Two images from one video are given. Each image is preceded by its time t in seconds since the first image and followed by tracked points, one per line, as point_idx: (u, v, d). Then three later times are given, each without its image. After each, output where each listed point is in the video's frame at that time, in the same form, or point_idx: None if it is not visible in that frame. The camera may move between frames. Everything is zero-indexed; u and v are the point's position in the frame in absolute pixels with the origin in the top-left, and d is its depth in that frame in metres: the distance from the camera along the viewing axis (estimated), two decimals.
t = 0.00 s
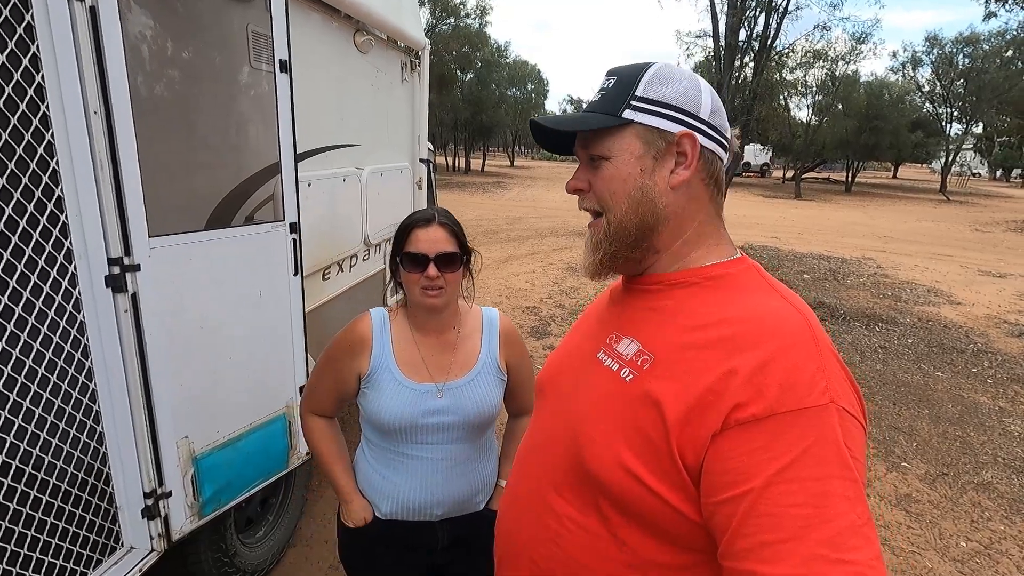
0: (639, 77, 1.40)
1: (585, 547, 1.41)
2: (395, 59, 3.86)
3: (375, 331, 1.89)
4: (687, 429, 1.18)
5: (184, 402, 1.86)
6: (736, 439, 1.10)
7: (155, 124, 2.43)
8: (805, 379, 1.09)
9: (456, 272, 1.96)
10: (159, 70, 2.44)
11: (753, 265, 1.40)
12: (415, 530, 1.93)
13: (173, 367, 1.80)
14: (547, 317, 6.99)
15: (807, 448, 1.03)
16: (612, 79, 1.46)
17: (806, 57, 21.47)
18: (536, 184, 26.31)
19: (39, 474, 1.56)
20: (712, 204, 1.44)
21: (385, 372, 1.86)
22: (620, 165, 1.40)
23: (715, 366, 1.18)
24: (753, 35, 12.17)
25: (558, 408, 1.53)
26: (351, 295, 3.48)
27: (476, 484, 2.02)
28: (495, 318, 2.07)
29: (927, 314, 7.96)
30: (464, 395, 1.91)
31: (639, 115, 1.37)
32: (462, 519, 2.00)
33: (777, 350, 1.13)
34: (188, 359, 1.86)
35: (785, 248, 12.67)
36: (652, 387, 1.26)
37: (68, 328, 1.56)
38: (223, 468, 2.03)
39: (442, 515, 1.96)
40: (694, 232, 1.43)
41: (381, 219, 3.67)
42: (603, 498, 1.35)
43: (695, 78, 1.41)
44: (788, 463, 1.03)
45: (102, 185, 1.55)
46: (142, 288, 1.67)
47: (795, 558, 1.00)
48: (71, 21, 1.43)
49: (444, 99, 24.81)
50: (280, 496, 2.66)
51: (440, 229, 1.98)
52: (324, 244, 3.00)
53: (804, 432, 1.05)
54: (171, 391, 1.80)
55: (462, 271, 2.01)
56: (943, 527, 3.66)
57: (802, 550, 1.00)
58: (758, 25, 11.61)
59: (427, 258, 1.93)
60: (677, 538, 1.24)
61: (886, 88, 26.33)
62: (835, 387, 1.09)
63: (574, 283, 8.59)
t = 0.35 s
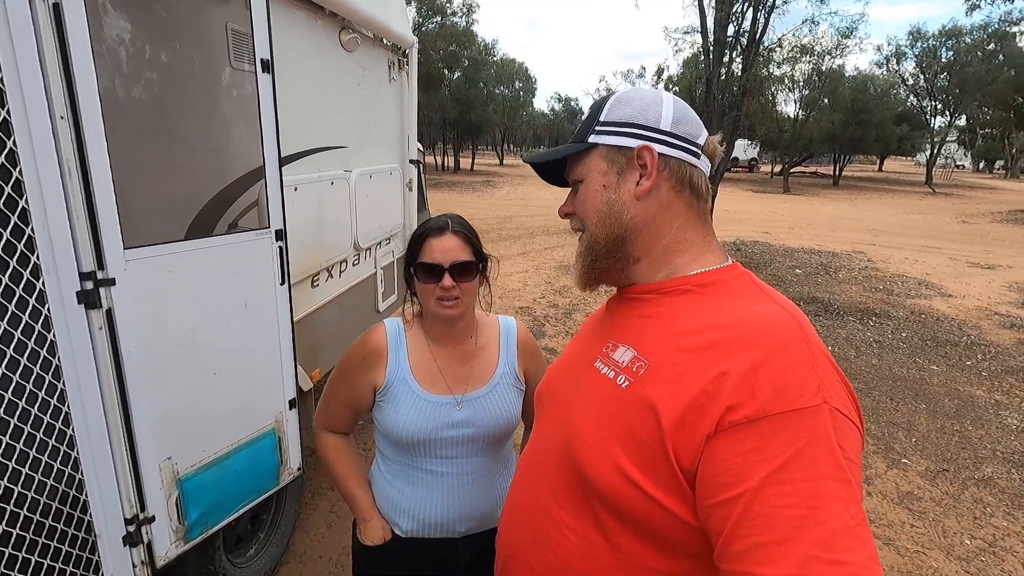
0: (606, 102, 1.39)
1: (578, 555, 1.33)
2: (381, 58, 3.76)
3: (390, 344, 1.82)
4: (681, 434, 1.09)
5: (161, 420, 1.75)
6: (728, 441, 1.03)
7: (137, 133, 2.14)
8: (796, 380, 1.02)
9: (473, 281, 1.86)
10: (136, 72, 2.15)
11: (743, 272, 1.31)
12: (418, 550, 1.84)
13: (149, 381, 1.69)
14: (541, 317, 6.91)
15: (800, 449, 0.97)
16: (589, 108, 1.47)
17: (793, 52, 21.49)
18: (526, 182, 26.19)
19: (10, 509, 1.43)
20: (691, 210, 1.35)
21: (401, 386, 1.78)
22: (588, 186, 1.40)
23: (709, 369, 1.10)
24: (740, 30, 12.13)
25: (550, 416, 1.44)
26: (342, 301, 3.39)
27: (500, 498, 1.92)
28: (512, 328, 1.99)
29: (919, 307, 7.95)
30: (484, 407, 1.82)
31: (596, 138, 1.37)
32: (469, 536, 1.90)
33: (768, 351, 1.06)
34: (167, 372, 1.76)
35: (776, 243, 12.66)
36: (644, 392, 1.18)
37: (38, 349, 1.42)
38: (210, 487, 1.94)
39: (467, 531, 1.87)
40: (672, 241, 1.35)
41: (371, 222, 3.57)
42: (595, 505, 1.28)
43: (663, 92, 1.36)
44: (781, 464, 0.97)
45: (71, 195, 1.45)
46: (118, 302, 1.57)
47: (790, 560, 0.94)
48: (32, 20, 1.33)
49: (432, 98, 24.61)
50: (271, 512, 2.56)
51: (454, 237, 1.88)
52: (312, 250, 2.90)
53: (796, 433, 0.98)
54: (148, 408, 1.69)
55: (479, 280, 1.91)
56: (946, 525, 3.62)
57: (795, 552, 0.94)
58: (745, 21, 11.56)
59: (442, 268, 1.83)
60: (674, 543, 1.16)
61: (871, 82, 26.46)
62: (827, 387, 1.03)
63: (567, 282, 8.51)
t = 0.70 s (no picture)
0: (606, 101, 1.38)
1: (585, 560, 1.30)
2: (363, 56, 3.70)
3: (392, 344, 1.78)
4: (692, 435, 1.07)
5: (144, 432, 1.68)
6: (739, 440, 1.01)
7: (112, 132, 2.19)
8: (806, 378, 1.00)
9: (479, 280, 1.82)
10: (110, 74, 2.17)
11: (752, 268, 1.29)
12: (417, 559, 1.79)
13: (130, 392, 1.62)
14: (528, 316, 6.89)
15: (812, 449, 0.95)
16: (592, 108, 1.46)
17: (768, 50, 21.83)
18: (507, 183, 26.21)
19: None
20: (696, 206, 1.33)
21: (405, 386, 1.73)
22: (592, 183, 1.39)
23: (720, 368, 1.08)
24: (717, 29, 12.27)
25: (556, 418, 1.41)
26: (329, 305, 3.32)
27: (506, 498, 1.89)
28: (513, 328, 1.96)
29: (897, 299, 8.09)
30: (488, 406, 1.79)
31: (598, 135, 1.36)
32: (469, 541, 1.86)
33: (779, 349, 1.04)
34: (149, 383, 1.69)
35: (756, 239, 12.81)
36: (653, 392, 1.15)
37: (12, 361, 1.34)
38: (197, 500, 1.88)
39: (474, 533, 1.83)
40: (675, 236, 1.32)
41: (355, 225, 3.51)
42: (604, 508, 1.24)
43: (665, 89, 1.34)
44: (793, 464, 0.95)
45: (44, 199, 1.37)
46: (95, 310, 1.50)
47: (802, 561, 0.92)
48: None
49: (412, 99, 24.54)
50: (260, 523, 2.51)
51: (459, 236, 1.85)
52: (297, 253, 2.83)
53: (807, 433, 0.97)
54: (130, 419, 1.62)
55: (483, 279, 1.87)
56: (934, 513, 3.67)
57: (808, 553, 0.92)
58: (721, 19, 11.71)
59: (448, 267, 1.78)
60: (682, 546, 1.14)
61: (844, 79, 26.96)
62: (839, 386, 1.01)
63: (552, 281, 8.51)
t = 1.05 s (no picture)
0: (607, 96, 1.40)
1: (591, 556, 1.31)
2: (341, 65, 3.68)
3: (371, 348, 1.74)
4: (695, 430, 1.08)
5: (126, 449, 1.62)
6: (741, 435, 1.02)
7: (81, 142, 2.23)
8: (808, 373, 1.01)
9: (461, 278, 1.80)
10: (82, 86, 2.23)
11: (756, 264, 1.32)
12: (411, 570, 1.75)
13: (111, 409, 1.57)
14: (510, 323, 6.88)
15: (812, 444, 0.96)
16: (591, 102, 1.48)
17: (736, 58, 22.32)
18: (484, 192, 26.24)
19: None
20: (699, 202, 1.36)
21: (387, 392, 1.69)
22: (597, 181, 1.40)
23: (723, 364, 1.09)
24: (688, 37, 12.52)
25: (564, 416, 1.43)
26: (311, 316, 3.27)
27: (490, 503, 1.87)
28: (494, 330, 1.94)
29: (869, 297, 8.28)
30: (471, 408, 1.77)
31: (602, 132, 1.38)
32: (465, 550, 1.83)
33: (781, 344, 1.05)
34: (132, 398, 1.64)
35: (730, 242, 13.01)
36: (657, 388, 1.17)
37: None
38: (182, 519, 1.82)
39: (460, 542, 1.80)
40: (680, 233, 1.36)
41: (336, 234, 3.48)
42: (610, 504, 1.26)
43: (664, 84, 1.36)
44: (794, 458, 0.96)
45: (20, 210, 1.33)
46: (74, 325, 1.45)
47: (803, 556, 0.92)
48: None
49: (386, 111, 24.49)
50: (246, 542, 2.43)
51: (441, 234, 1.82)
52: (279, 263, 2.79)
53: (808, 427, 0.97)
54: (112, 437, 1.56)
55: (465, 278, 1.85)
56: (914, 503, 3.73)
57: (809, 548, 0.92)
58: (691, 28, 11.94)
59: (430, 264, 1.77)
60: (685, 542, 1.14)
61: (809, 85, 27.68)
62: (842, 381, 1.01)
63: (533, 288, 8.52)
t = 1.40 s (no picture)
0: (591, 106, 1.39)
1: (593, 556, 1.33)
2: (322, 75, 3.65)
3: (331, 364, 1.69)
4: (695, 429, 1.11)
5: (104, 469, 1.58)
6: (739, 434, 1.04)
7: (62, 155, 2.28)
8: (805, 371, 1.03)
9: (422, 292, 1.75)
10: (54, 101, 2.30)
11: (752, 265, 1.35)
12: None
13: (89, 427, 1.53)
14: (496, 331, 6.85)
15: (808, 442, 0.98)
16: (570, 112, 1.46)
17: (714, 65, 22.66)
18: (467, 201, 26.23)
19: None
20: (693, 208, 1.40)
21: (348, 408, 1.65)
22: (591, 195, 1.39)
23: (722, 364, 1.11)
24: (666, 45, 12.67)
25: (566, 418, 1.45)
26: (295, 328, 3.22)
27: (457, 521, 1.84)
28: (463, 339, 1.91)
29: (849, 297, 8.39)
30: (436, 425, 1.72)
31: (594, 145, 1.37)
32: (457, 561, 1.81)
33: (778, 343, 1.07)
34: (111, 416, 1.59)
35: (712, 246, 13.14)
36: (658, 390, 1.20)
37: None
38: (163, 539, 1.77)
39: (425, 561, 1.77)
40: (679, 241, 1.38)
41: (318, 244, 3.44)
42: (611, 504, 1.28)
43: (645, 90, 1.38)
44: (790, 455, 0.98)
45: None
46: (48, 341, 1.40)
47: (800, 551, 0.94)
48: None
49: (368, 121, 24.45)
50: (230, 561, 2.35)
51: (403, 245, 1.77)
52: (261, 274, 2.74)
53: (806, 425, 0.99)
54: (89, 456, 1.52)
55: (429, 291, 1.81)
56: (899, 500, 3.77)
57: (805, 542, 0.94)
58: (669, 36, 12.10)
59: (391, 278, 1.71)
60: (684, 539, 1.17)
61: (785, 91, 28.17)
62: (837, 380, 1.03)
63: (518, 295, 8.51)
